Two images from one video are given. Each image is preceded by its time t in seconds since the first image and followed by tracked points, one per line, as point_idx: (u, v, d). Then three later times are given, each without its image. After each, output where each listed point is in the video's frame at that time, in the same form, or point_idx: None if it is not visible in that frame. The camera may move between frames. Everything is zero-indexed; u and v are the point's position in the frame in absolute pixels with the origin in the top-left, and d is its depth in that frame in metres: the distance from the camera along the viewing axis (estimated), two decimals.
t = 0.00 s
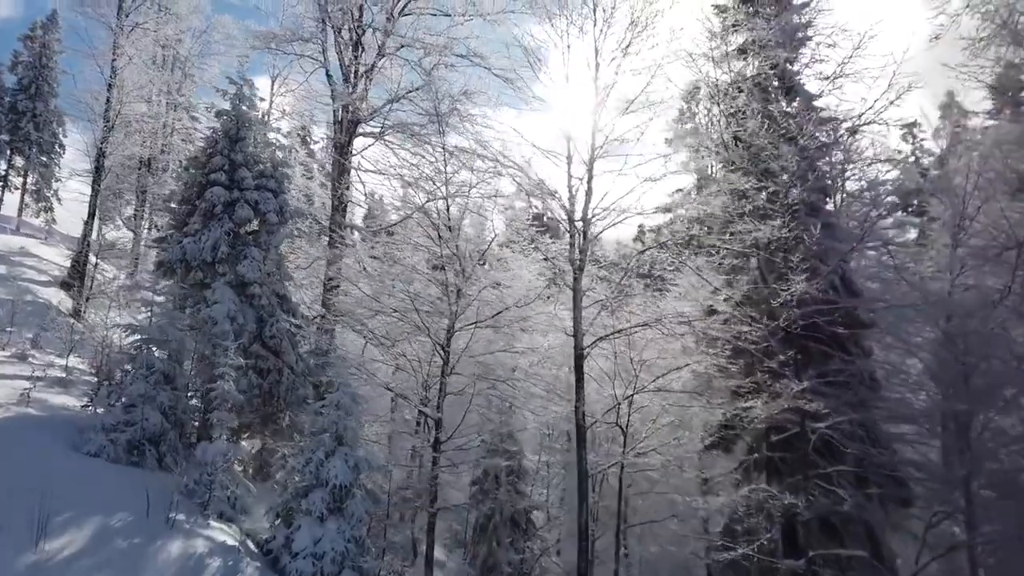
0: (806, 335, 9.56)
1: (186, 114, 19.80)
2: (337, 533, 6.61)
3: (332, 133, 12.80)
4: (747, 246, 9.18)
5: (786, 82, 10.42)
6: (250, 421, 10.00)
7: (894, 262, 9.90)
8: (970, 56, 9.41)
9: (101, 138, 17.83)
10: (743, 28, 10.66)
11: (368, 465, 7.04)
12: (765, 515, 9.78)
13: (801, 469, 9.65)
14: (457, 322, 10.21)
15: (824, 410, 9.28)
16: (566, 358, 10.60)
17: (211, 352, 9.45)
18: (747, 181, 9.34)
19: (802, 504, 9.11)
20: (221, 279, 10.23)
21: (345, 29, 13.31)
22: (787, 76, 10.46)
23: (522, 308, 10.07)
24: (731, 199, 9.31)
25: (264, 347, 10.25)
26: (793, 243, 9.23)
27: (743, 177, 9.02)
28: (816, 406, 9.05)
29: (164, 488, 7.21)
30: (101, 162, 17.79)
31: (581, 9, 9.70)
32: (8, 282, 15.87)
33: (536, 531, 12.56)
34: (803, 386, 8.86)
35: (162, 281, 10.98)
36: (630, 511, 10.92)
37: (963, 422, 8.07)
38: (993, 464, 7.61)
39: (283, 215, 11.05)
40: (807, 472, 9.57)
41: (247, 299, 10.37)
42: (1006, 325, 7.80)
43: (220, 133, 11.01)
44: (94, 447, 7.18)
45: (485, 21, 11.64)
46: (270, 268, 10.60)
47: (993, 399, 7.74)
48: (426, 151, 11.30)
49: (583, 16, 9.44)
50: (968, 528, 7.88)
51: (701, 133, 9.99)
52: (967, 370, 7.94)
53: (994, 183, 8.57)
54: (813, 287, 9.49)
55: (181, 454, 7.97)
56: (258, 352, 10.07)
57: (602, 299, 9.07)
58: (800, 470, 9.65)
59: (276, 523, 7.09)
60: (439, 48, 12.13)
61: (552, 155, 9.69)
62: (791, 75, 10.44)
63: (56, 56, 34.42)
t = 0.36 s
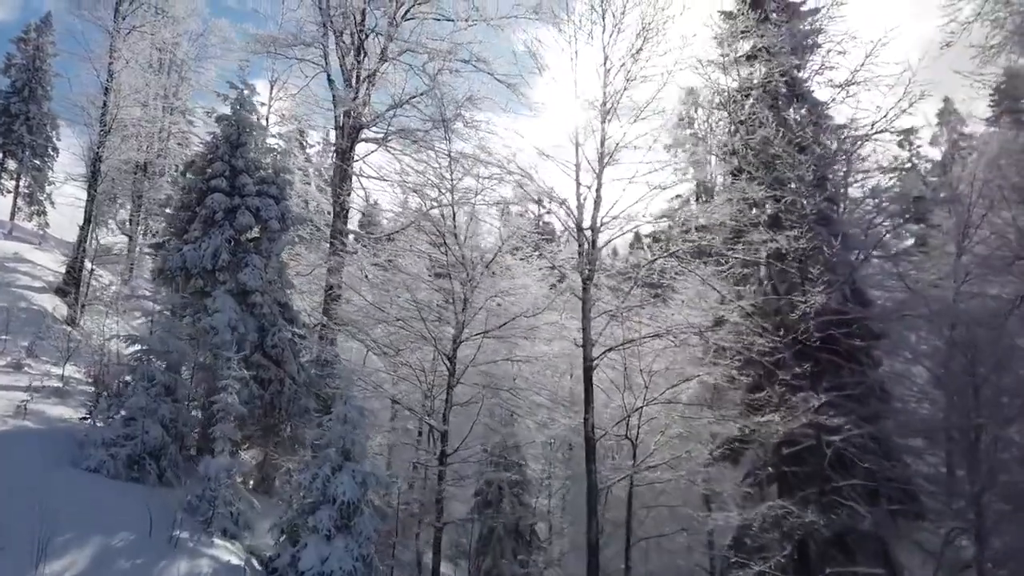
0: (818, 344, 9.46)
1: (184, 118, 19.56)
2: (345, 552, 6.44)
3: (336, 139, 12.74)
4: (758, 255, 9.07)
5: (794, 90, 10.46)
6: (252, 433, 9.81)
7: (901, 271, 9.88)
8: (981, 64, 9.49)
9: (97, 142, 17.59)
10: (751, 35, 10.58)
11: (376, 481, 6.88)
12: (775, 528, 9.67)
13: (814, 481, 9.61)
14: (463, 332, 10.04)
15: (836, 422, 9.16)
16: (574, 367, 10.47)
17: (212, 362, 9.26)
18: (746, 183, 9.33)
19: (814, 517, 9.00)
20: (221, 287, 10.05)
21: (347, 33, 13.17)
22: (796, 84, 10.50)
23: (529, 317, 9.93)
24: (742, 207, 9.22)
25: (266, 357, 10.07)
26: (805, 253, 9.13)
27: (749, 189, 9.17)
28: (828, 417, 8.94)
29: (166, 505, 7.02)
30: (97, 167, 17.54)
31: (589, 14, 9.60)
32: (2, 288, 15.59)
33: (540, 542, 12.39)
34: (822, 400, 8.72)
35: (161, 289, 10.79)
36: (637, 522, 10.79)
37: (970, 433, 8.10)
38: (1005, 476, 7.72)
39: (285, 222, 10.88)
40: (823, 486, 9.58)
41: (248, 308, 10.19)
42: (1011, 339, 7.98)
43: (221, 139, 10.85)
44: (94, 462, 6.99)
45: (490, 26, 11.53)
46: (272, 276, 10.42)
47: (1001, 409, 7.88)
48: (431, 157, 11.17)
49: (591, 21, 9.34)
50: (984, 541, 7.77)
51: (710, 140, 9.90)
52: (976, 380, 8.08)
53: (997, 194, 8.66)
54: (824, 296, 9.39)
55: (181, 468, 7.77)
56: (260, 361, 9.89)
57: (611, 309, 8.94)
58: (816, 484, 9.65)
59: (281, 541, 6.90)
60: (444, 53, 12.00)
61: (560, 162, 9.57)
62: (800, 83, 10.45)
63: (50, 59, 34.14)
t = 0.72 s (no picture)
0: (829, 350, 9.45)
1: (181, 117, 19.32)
2: (353, 566, 6.27)
3: (337, 140, 12.56)
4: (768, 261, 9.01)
5: (801, 93, 10.40)
6: (254, 440, 9.63)
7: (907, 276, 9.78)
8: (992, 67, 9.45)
9: (92, 143, 17.33)
10: (760, 37, 10.48)
11: (384, 493, 6.73)
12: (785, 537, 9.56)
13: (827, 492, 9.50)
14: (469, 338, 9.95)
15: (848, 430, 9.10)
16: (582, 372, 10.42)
17: (213, 368, 9.08)
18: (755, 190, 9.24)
19: (835, 531, 8.76)
20: (222, 292, 9.86)
21: (349, 33, 13.00)
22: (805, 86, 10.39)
23: (536, 322, 9.82)
24: (751, 212, 9.13)
25: (267, 363, 9.88)
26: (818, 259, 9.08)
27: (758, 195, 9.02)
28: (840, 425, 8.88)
29: (168, 517, 6.85)
30: (94, 167, 17.31)
31: (596, 15, 9.47)
32: None
33: (544, 550, 12.23)
34: (842, 411, 8.67)
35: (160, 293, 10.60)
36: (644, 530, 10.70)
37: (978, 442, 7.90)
38: None
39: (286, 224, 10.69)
40: (838, 497, 9.39)
41: (249, 312, 10.00)
42: (1010, 342, 7.90)
43: (221, 140, 10.70)
44: (94, 473, 6.83)
45: (494, 25, 11.37)
46: (273, 280, 10.23)
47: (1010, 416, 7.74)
48: (435, 159, 11.01)
49: (599, 22, 9.21)
50: (1000, 552, 7.68)
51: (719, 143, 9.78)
52: (985, 388, 7.94)
53: (1001, 197, 8.79)
54: (835, 303, 9.33)
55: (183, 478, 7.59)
56: (262, 367, 9.71)
57: (621, 315, 8.85)
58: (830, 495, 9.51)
59: (286, 554, 6.73)
60: (448, 54, 11.84)
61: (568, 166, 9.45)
62: (809, 85, 10.32)
63: (43, 57, 33.81)
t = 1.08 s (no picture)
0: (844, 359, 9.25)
1: (178, 117, 19.06)
2: None
3: (338, 141, 12.37)
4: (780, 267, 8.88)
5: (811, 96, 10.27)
6: (255, 448, 9.45)
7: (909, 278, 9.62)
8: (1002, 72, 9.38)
9: (88, 143, 17.05)
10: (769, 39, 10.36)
11: (393, 506, 6.60)
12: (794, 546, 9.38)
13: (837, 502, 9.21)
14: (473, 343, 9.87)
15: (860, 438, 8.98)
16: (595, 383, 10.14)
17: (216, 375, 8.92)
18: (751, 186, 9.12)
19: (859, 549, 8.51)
20: (223, 297, 9.67)
21: (350, 33, 12.84)
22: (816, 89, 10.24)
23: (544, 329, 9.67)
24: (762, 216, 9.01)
25: (269, 369, 9.68)
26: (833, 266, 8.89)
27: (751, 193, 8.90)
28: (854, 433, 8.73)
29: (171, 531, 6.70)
30: (89, 168, 17.06)
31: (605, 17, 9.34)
32: None
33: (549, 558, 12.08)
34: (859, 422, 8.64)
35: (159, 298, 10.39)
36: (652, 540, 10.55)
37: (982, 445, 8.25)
38: None
39: (288, 228, 10.47)
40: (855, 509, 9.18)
41: (251, 318, 9.81)
42: (1015, 348, 8.29)
43: (221, 141, 10.47)
44: (94, 487, 6.72)
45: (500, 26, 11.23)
46: (275, 284, 10.06)
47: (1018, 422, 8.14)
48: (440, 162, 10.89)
49: (610, 24, 9.07)
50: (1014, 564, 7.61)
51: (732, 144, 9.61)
52: (994, 395, 8.28)
53: (1005, 203, 8.93)
54: (848, 309, 9.20)
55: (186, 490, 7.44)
56: (263, 374, 9.52)
57: (631, 322, 8.77)
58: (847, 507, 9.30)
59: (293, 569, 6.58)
60: (453, 55, 11.68)
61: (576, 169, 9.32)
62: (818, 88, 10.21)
63: (36, 55, 33.37)
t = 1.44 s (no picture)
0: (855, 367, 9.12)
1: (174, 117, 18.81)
2: None
3: (340, 143, 12.18)
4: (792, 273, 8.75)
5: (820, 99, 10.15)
6: (258, 458, 9.25)
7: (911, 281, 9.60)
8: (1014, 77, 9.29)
9: (83, 143, 16.80)
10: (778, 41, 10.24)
11: (403, 522, 6.45)
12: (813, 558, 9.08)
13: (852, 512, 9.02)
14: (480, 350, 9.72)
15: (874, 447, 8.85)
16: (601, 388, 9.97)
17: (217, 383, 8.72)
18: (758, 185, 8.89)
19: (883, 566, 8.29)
20: (225, 302, 9.47)
21: (352, 33, 12.65)
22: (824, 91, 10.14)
23: (552, 336, 9.52)
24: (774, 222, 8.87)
25: (271, 377, 9.49)
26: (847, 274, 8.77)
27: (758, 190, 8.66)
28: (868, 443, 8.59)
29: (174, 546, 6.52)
30: (85, 169, 16.81)
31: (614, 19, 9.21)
32: None
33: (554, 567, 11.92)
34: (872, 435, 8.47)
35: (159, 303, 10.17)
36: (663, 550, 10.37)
37: (991, 455, 7.90)
38: None
39: (290, 232, 10.28)
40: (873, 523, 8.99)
41: (252, 324, 9.62)
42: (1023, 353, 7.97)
43: (222, 143, 10.26)
44: (95, 502, 6.59)
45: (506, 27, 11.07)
46: (278, 289, 9.87)
47: None
48: (445, 166, 10.74)
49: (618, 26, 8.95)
50: None
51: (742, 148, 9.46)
52: (1003, 402, 7.91)
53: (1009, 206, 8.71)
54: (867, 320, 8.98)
55: (189, 503, 7.27)
56: (266, 382, 9.32)
57: (642, 330, 8.55)
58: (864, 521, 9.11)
59: None
60: (457, 56, 11.50)
61: (585, 173, 9.18)
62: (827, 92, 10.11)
63: (29, 53, 32.96)
